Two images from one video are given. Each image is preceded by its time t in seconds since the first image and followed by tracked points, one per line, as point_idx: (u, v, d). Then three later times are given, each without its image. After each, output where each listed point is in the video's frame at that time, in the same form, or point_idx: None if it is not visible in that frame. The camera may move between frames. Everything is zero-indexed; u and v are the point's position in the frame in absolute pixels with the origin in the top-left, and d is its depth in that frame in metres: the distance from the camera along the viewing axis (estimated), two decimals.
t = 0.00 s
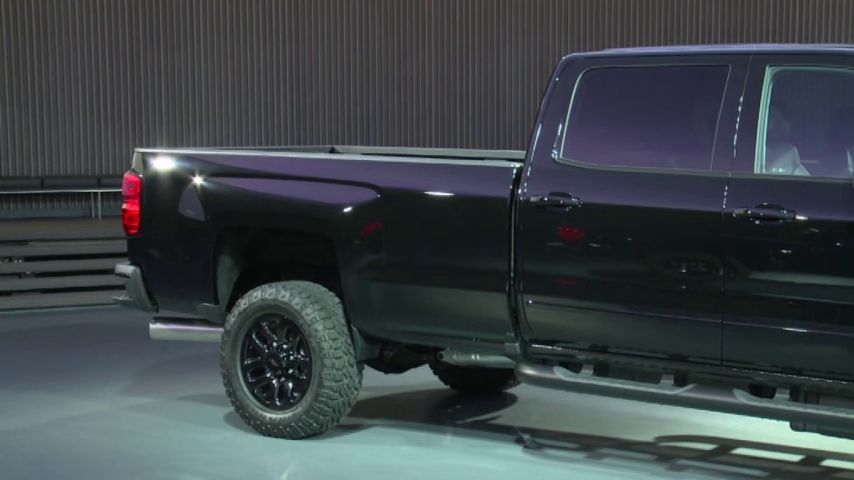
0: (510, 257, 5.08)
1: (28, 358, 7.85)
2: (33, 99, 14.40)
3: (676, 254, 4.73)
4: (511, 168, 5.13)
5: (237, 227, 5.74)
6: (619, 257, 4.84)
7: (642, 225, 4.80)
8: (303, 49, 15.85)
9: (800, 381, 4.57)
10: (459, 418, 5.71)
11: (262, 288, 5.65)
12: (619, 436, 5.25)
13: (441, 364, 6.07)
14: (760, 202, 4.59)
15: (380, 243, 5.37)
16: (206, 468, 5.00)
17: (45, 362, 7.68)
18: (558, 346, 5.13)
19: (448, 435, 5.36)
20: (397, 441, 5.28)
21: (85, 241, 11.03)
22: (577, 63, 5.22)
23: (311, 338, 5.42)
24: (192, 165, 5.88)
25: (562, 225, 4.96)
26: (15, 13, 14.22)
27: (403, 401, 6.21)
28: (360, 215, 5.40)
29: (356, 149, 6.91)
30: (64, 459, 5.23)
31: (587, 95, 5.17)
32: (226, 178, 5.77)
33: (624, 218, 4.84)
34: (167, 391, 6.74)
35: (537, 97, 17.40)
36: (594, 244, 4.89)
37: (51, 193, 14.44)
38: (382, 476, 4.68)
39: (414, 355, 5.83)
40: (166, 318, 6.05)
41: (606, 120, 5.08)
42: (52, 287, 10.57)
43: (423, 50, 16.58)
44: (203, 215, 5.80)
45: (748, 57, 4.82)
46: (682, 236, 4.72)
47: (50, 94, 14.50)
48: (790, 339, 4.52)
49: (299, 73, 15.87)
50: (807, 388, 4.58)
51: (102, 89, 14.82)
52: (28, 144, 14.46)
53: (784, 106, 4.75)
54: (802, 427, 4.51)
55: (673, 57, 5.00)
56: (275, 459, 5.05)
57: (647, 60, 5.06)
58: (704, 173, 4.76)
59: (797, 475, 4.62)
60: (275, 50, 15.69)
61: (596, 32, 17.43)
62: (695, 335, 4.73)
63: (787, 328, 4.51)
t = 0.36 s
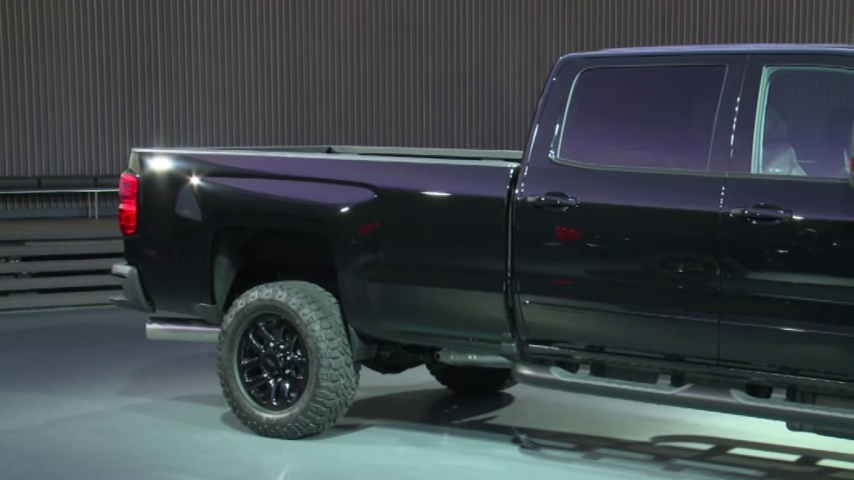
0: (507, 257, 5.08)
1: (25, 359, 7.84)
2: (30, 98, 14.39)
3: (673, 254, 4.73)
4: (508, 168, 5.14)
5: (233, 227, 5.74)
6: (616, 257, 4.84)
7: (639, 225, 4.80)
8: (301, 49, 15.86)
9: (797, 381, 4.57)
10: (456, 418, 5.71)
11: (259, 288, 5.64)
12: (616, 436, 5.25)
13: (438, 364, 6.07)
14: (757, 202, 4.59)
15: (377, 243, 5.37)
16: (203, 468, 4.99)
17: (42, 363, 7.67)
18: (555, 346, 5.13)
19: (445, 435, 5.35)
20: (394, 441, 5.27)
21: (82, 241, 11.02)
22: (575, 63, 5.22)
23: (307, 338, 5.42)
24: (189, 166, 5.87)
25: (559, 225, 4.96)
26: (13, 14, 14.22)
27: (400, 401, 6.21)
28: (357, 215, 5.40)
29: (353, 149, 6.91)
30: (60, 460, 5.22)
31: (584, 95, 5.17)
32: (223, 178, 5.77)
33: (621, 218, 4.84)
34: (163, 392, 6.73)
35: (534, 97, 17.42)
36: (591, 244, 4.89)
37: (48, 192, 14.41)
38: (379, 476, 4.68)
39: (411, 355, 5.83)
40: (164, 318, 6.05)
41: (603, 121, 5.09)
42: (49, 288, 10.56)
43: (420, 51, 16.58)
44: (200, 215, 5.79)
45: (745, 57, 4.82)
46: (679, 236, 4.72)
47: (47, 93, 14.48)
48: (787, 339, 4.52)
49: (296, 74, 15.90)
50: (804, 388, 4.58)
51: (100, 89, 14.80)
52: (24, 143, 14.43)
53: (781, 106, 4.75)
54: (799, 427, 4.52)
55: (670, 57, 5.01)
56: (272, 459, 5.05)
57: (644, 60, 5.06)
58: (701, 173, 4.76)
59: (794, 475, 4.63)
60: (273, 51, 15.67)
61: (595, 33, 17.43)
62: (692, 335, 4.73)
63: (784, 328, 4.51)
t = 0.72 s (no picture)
0: (485, 257, 5.08)
1: None
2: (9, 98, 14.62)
3: (651, 254, 4.75)
4: (486, 167, 5.16)
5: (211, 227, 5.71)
6: (594, 257, 4.85)
7: (617, 225, 4.82)
8: (281, 54, 16.46)
9: (772, 380, 4.60)
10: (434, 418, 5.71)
11: (237, 288, 5.62)
12: (593, 436, 5.27)
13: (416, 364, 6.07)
14: (733, 202, 4.63)
15: (355, 243, 5.36)
16: (179, 469, 4.97)
17: (17, 363, 7.62)
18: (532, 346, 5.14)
19: (423, 435, 5.35)
20: (372, 441, 5.27)
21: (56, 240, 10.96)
22: (553, 63, 5.23)
23: (285, 339, 5.40)
24: (166, 165, 5.84)
25: (537, 225, 4.97)
26: None
27: (378, 401, 6.20)
28: (335, 215, 5.38)
29: (331, 149, 6.90)
30: (35, 461, 5.18)
31: (562, 94, 5.18)
32: (201, 178, 5.74)
33: (599, 219, 4.86)
34: (140, 393, 6.69)
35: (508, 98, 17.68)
36: (569, 244, 4.90)
37: (24, 193, 14.60)
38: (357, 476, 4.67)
39: (389, 356, 5.83)
40: (141, 318, 6.02)
41: (581, 121, 5.10)
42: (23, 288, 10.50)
43: (398, 56, 17.15)
44: (178, 215, 5.76)
45: (721, 57, 4.84)
46: (657, 236, 4.74)
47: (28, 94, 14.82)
48: (763, 338, 4.55)
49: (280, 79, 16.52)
50: (780, 387, 4.62)
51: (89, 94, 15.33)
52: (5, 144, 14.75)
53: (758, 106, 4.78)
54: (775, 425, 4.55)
55: (647, 57, 5.02)
56: (249, 460, 5.02)
57: (621, 61, 5.08)
58: (678, 173, 4.79)
59: (770, 473, 4.66)
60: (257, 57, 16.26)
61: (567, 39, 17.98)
62: (669, 335, 4.75)
63: (761, 327, 4.54)
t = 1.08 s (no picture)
0: (453, 257, 5.08)
1: None
2: None
3: (618, 254, 4.77)
4: (454, 167, 5.15)
5: (177, 228, 5.67)
6: (561, 257, 4.87)
7: (584, 225, 4.84)
8: (245, 54, 16.43)
9: (740, 379, 4.64)
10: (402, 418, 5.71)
11: (204, 289, 5.59)
12: (561, 435, 5.28)
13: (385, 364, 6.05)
14: (699, 202, 4.66)
15: (322, 243, 5.34)
16: (145, 471, 4.92)
17: None
18: (500, 346, 5.14)
19: (391, 435, 5.34)
20: (341, 442, 5.25)
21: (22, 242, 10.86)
22: (520, 63, 5.24)
23: (252, 339, 5.37)
24: (132, 166, 5.80)
25: (504, 225, 4.98)
26: None
27: (346, 402, 6.18)
28: (302, 215, 5.36)
29: (298, 149, 6.87)
30: None
31: (529, 94, 5.20)
32: (167, 178, 5.70)
33: (566, 219, 4.87)
34: (106, 394, 6.63)
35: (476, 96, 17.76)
36: (537, 243, 4.91)
37: None
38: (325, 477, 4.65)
39: (357, 356, 5.81)
40: (107, 320, 5.97)
41: (549, 120, 5.12)
42: None
43: (366, 54, 17.17)
44: (144, 216, 5.72)
45: (687, 58, 4.87)
46: (624, 236, 4.77)
47: None
48: (728, 337, 4.59)
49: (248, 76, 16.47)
50: (746, 386, 4.66)
51: (56, 92, 15.29)
52: None
53: (723, 105, 4.80)
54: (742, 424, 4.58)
55: (614, 57, 5.05)
56: (216, 461, 4.99)
57: (589, 61, 5.10)
58: (645, 173, 4.82)
59: (735, 471, 4.69)
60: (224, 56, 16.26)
61: (535, 38, 18.05)
62: (636, 335, 4.78)
63: (727, 326, 4.58)
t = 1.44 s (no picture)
0: (418, 257, 5.07)
1: None
2: None
3: (583, 254, 4.79)
4: (420, 168, 5.15)
5: (140, 228, 5.62)
6: (527, 257, 4.88)
7: (549, 225, 4.85)
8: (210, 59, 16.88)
9: (702, 378, 4.68)
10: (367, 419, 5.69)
11: (168, 289, 5.55)
12: (525, 435, 5.29)
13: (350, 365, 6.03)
14: (663, 202, 4.69)
15: (287, 243, 5.31)
16: (107, 473, 4.88)
17: None
18: (465, 346, 5.14)
19: (356, 436, 5.32)
20: (306, 442, 5.23)
21: None
22: (486, 63, 5.26)
23: (217, 340, 5.34)
24: (95, 166, 5.75)
25: (469, 225, 4.99)
26: None
27: (311, 403, 6.16)
28: (267, 215, 5.34)
29: (263, 149, 6.85)
30: None
31: (495, 94, 5.22)
32: (131, 178, 5.66)
33: (532, 219, 4.89)
34: (69, 396, 6.57)
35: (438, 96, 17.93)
36: (502, 243, 4.92)
37: None
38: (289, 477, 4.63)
39: (323, 357, 5.80)
40: (69, 321, 5.90)
41: (514, 120, 5.13)
42: None
43: (325, 57, 17.52)
44: (106, 216, 5.67)
45: (650, 58, 4.90)
46: (588, 236, 4.79)
47: None
48: (692, 336, 4.62)
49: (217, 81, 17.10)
50: (710, 384, 4.70)
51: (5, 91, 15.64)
52: None
53: (687, 106, 4.82)
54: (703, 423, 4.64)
55: (578, 57, 5.07)
56: (179, 463, 4.95)
57: (553, 61, 5.12)
58: (609, 173, 4.84)
59: (698, 470, 4.72)
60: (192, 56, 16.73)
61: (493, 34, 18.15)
62: (601, 334, 4.80)
63: (690, 326, 4.62)
